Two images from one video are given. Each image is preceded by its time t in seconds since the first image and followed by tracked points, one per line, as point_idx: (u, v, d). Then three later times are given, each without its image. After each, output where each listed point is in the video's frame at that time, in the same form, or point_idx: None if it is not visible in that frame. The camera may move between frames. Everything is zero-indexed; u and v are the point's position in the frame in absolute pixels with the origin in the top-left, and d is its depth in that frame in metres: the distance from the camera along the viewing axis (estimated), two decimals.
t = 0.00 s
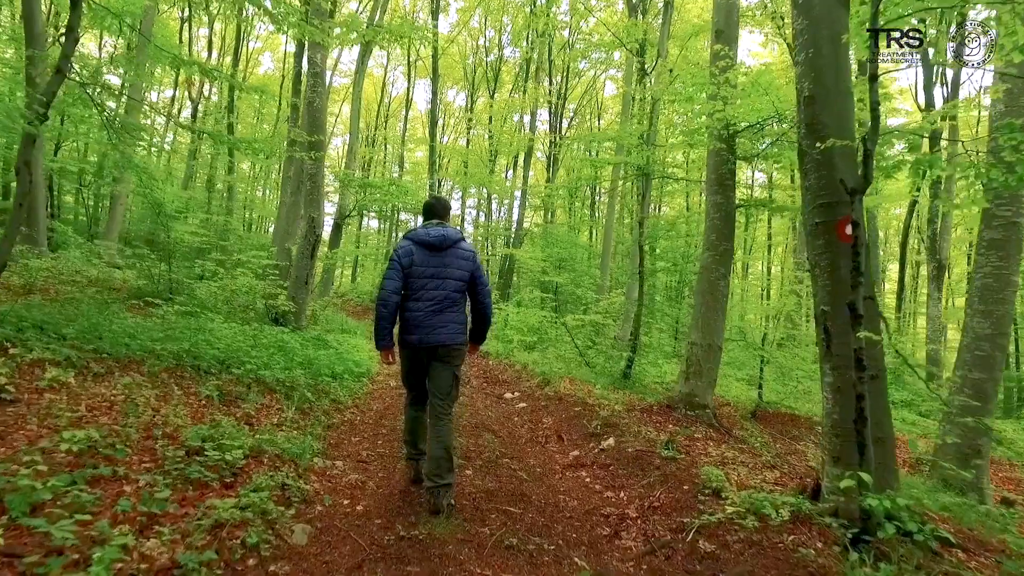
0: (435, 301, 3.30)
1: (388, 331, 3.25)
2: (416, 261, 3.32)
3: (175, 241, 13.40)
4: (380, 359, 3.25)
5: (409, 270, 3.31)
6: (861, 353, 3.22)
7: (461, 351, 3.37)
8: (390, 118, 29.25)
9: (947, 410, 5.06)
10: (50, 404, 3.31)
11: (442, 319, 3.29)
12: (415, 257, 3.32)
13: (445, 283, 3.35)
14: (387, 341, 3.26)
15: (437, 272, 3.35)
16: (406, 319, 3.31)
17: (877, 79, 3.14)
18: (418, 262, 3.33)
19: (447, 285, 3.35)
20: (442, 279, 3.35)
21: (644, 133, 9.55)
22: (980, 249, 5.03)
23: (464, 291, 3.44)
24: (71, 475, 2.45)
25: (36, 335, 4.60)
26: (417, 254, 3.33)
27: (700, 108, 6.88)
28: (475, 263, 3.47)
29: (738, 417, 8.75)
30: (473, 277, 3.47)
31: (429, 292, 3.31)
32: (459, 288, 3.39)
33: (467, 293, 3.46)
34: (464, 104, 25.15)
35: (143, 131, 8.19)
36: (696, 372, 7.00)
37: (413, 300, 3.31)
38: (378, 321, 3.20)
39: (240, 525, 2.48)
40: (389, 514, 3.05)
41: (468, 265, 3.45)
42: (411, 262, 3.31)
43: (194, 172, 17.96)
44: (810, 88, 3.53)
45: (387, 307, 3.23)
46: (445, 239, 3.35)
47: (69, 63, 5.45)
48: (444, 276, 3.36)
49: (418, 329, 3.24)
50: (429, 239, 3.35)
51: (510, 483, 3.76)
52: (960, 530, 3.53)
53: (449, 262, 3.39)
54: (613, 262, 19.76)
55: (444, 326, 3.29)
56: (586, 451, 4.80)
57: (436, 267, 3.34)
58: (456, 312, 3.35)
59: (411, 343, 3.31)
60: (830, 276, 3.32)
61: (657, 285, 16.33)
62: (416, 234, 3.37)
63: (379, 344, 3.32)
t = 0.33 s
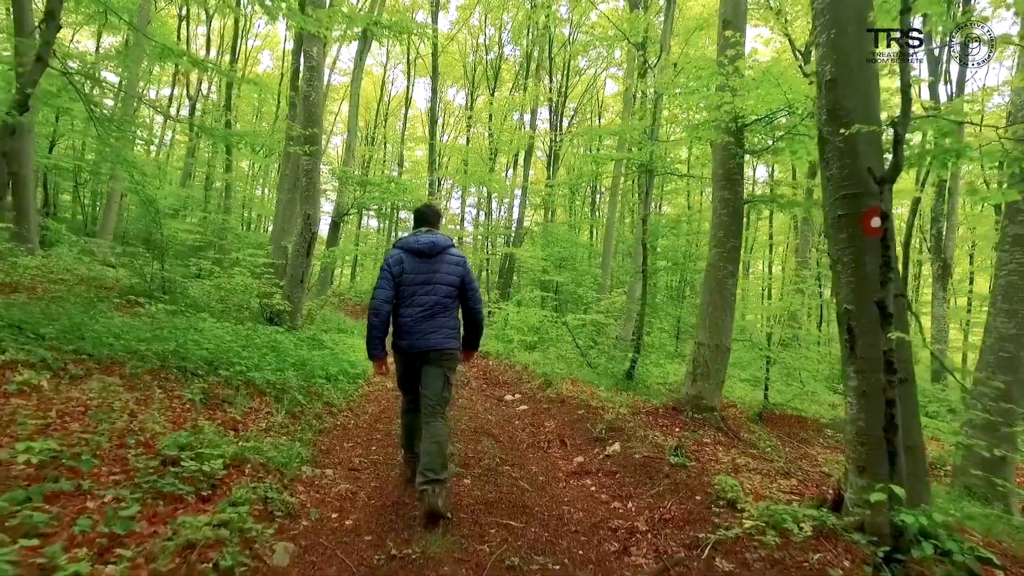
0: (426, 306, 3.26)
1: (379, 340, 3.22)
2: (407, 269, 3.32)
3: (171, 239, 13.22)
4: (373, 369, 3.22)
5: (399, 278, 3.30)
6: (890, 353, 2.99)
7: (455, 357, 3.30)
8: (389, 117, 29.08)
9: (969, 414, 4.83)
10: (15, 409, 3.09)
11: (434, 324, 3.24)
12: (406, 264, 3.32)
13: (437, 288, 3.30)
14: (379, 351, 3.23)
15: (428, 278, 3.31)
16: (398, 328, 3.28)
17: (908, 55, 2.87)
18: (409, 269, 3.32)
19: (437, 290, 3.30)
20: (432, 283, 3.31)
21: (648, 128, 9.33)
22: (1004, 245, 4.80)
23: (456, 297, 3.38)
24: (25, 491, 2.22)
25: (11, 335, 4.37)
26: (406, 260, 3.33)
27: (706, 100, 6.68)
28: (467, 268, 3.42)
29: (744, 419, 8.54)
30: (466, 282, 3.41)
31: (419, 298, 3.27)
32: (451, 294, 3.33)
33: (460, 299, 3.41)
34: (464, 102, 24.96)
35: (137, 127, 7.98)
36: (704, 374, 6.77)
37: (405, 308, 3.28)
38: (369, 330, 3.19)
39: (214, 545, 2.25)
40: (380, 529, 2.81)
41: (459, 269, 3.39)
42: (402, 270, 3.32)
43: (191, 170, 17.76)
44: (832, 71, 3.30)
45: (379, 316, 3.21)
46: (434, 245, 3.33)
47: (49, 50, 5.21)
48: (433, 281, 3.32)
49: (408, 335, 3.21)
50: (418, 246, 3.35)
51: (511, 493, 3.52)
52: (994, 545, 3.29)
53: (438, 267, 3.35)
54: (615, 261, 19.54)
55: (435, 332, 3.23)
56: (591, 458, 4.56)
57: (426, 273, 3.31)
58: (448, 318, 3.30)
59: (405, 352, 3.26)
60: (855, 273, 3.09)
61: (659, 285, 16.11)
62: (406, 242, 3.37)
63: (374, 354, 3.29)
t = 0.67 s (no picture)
0: (416, 301, 3.38)
1: (372, 335, 3.36)
2: (398, 265, 3.46)
3: (167, 238, 13.02)
4: (367, 365, 3.33)
5: (391, 274, 3.45)
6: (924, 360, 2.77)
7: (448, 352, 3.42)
8: (388, 115, 28.87)
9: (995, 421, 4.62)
10: None
11: (426, 319, 3.36)
12: (397, 261, 3.46)
13: (429, 283, 3.43)
14: (373, 346, 3.36)
15: (420, 273, 3.44)
16: (391, 323, 3.40)
17: (945, 36, 2.64)
18: (400, 266, 3.46)
19: (426, 284, 3.42)
20: (421, 277, 3.43)
21: (652, 124, 9.11)
22: None
23: (446, 291, 3.49)
24: None
25: None
26: (396, 256, 3.47)
27: (715, 94, 6.47)
28: (457, 262, 3.53)
29: (751, 422, 8.32)
30: (457, 276, 3.53)
31: (411, 293, 3.40)
32: (444, 289, 3.46)
33: (452, 293, 3.51)
34: (464, 101, 24.76)
35: (131, 124, 7.79)
36: (711, 377, 6.55)
37: (398, 304, 3.41)
38: (362, 326, 3.32)
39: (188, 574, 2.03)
40: (373, 551, 2.59)
41: (449, 264, 3.50)
42: (394, 267, 3.46)
43: (189, 167, 17.56)
44: (855, 60, 3.08)
45: (371, 312, 3.35)
46: (423, 241, 3.46)
47: (31, 41, 4.97)
48: (423, 275, 3.44)
49: (398, 328, 3.34)
50: (409, 242, 3.48)
51: (515, 507, 3.31)
52: None
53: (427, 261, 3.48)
54: (616, 260, 19.31)
55: (428, 326, 3.35)
56: (597, 466, 4.35)
57: (416, 269, 3.44)
58: (441, 313, 3.42)
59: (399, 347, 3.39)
60: (881, 272, 2.90)
61: (661, 284, 15.88)
62: (398, 238, 3.50)
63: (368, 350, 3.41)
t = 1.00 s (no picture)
0: (413, 290, 3.41)
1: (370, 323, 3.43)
2: (397, 253, 3.48)
3: (163, 233, 12.81)
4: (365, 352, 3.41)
5: (389, 263, 3.48)
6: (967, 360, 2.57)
7: (445, 341, 3.44)
8: (389, 110, 28.61)
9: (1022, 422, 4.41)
10: None
11: (422, 308, 3.39)
12: (396, 250, 3.49)
13: (426, 273, 3.45)
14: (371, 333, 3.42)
15: (418, 263, 3.46)
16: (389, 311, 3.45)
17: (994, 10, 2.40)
18: (399, 255, 3.49)
19: (423, 273, 3.44)
20: (419, 266, 3.46)
21: (659, 116, 8.88)
22: None
23: (444, 280, 3.49)
24: None
25: None
26: (396, 245, 3.50)
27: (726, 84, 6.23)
28: (456, 251, 3.53)
29: (761, 421, 8.11)
30: (456, 266, 3.53)
31: (408, 282, 3.43)
32: (440, 278, 3.47)
33: (450, 281, 3.51)
34: (464, 96, 24.52)
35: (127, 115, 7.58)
36: (722, 376, 6.34)
37: (396, 292, 3.45)
38: (361, 313, 3.38)
39: None
40: (371, 568, 2.39)
41: (447, 252, 3.51)
42: (393, 256, 3.49)
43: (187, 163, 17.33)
44: (889, 36, 2.82)
45: (368, 301, 3.42)
46: (422, 231, 3.48)
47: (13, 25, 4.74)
48: (420, 264, 3.46)
49: (395, 317, 3.39)
50: (408, 232, 3.50)
51: (522, 516, 3.11)
52: None
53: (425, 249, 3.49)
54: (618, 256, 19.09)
55: (423, 315, 3.38)
56: (607, 470, 4.15)
57: (414, 257, 3.47)
58: (438, 302, 3.44)
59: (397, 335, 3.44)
60: (917, 264, 2.68)
61: (665, 280, 15.66)
62: (398, 227, 3.53)
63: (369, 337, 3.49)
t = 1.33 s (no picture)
0: (416, 295, 3.34)
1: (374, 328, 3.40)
2: (401, 257, 3.42)
3: (160, 229, 12.62)
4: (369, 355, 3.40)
5: (393, 267, 3.42)
6: (1020, 357, 2.35)
7: (446, 345, 3.36)
8: (389, 107, 28.40)
9: None
10: None
11: (423, 311, 3.32)
12: (400, 253, 3.43)
13: (428, 276, 3.37)
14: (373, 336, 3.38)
15: (421, 266, 3.38)
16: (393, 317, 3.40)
17: None
18: (402, 259, 3.42)
19: (424, 277, 3.36)
20: (421, 270, 3.37)
21: (666, 108, 8.66)
22: None
23: (448, 284, 3.40)
24: None
25: None
26: (398, 249, 3.43)
27: (739, 73, 6.02)
28: (460, 255, 3.42)
29: (771, 420, 7.89)
30: (459, 269, 3.42)
31: (411, 286, 3.36)
32: (441, 282, 3.38)
33: (454, 285, 3.41)
34: (465, 92, 24.30)
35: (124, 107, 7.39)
36: (735, 375, 6.12)
37: (399, 295, 3.39)
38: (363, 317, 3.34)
39: None
40: None
41: (451, 256, 3.41)
42: (397, 260, 3.43)
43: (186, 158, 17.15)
44: (931, 10, 2.60)
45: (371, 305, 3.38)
46: (426, 234, 3.40)
47: None
48: (423, 267, 3.38)
49: (398, 322, 3.32)
50: (413, 235, 3.43)
51: (532, 528, 2.90)
52: None
53: (427, 252, 3.40)
54: (622, 252, 18.86)
55: (425, 320, 3.31)
56: (619, 475, 3.94)
57: (417, 261, 3.39)
58: (439, 306, 3.35)
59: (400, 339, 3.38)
60: (960, 260, 2.48)
61: (670, 276, 15.45)
62: (403, 230, 3.46)
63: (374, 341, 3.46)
